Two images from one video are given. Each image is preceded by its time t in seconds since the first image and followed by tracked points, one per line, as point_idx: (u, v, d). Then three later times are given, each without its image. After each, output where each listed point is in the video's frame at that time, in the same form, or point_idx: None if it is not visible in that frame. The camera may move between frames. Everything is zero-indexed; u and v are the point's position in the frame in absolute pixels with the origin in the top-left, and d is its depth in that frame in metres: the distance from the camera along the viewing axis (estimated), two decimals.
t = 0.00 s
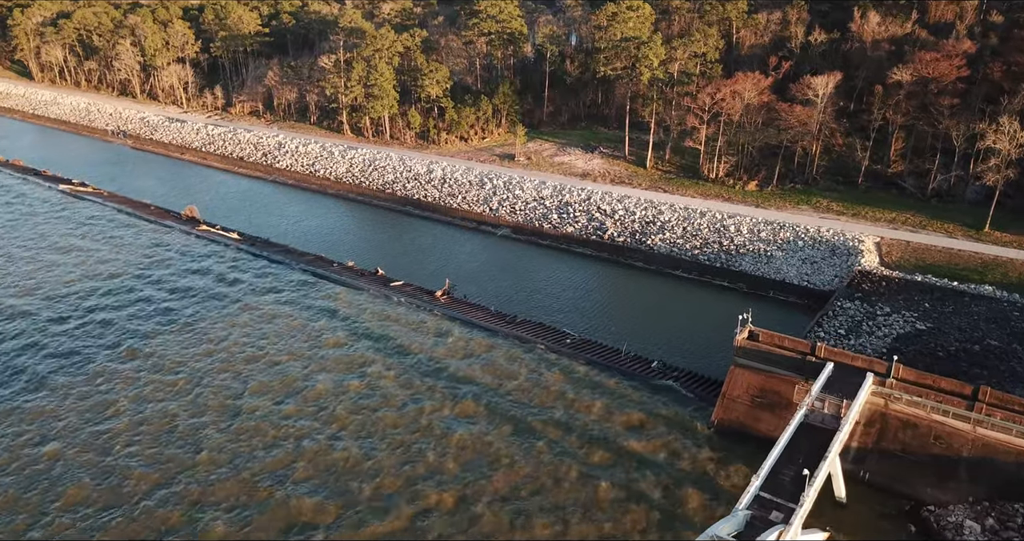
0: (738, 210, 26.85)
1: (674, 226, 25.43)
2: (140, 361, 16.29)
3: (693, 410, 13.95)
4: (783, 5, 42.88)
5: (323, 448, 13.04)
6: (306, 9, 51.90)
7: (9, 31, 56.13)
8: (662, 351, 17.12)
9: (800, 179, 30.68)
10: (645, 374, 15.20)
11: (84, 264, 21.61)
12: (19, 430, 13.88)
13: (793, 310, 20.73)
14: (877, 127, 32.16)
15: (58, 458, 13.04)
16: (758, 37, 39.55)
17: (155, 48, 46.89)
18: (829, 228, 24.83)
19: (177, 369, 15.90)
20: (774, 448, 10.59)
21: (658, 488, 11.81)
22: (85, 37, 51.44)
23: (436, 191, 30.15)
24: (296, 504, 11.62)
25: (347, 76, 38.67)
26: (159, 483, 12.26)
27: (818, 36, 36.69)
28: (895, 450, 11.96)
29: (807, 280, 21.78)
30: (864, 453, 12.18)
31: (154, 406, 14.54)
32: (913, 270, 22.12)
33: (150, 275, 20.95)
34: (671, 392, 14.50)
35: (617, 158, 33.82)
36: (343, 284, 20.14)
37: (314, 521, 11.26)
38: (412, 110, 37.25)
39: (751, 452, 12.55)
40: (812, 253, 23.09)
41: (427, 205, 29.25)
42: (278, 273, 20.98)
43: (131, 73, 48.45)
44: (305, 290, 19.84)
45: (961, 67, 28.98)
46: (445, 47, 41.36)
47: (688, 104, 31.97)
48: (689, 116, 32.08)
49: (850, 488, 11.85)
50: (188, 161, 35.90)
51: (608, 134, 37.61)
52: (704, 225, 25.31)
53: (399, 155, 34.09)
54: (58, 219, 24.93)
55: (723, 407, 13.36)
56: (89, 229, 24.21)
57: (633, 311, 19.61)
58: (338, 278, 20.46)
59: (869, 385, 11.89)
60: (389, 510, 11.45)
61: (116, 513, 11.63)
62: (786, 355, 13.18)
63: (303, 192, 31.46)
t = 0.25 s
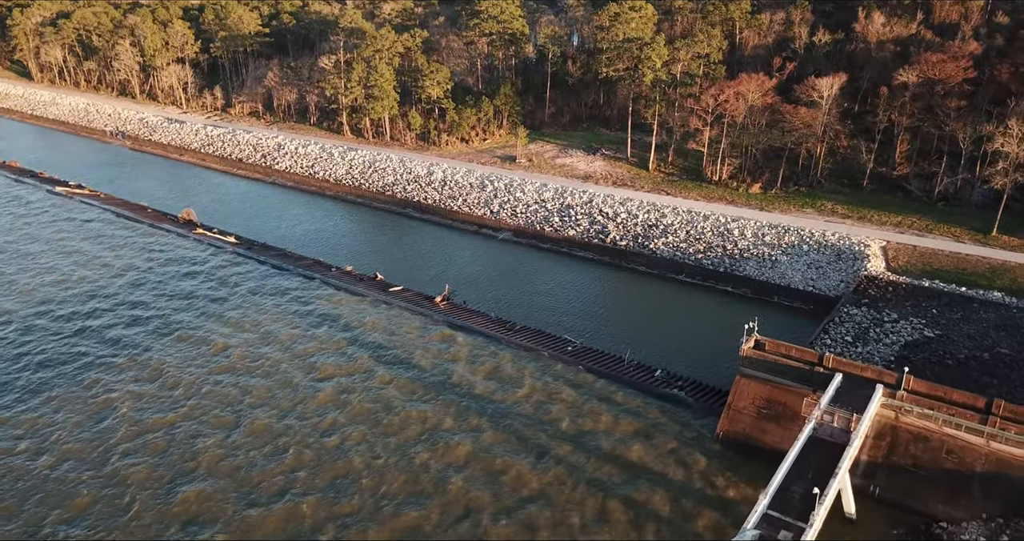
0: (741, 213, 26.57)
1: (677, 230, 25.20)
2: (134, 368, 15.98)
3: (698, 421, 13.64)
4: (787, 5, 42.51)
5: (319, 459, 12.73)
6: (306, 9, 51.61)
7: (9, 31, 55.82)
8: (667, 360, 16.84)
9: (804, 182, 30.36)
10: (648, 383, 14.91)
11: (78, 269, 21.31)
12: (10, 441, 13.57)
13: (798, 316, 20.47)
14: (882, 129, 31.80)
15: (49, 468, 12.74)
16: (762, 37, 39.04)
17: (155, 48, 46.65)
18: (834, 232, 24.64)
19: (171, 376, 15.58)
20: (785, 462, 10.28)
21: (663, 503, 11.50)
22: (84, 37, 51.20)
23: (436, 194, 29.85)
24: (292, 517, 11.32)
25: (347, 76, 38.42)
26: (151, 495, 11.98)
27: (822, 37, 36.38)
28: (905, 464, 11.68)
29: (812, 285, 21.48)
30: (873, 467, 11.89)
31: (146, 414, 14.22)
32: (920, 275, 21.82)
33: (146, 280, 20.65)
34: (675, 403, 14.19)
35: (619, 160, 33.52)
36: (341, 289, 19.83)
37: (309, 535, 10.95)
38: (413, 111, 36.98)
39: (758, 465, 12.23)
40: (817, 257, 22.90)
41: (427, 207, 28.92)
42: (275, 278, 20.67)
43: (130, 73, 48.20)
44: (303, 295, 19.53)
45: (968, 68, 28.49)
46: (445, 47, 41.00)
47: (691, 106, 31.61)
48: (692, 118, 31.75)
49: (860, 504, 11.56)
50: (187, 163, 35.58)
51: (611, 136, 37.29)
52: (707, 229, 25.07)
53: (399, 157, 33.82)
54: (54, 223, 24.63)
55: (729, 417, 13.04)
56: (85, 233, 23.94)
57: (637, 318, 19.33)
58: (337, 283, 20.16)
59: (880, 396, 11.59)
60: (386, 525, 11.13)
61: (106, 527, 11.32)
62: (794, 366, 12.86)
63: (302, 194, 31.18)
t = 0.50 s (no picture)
0: (746, 217, 26.27)
1: (680, 234, 24.90)
2: (126, 376, 15.65)
3: (704, 434, 13.31)
4: (791, 6, 42.14)
5: (314, 472, 12.39)
6: (307, 9, 51.33)
7: (8, 31, 55.53)
8: (671, 371, 16.57)
9: (809, 185, 29.98)
10: (653, 394, 14.57)
11: (72, 274, 20.98)
12: None
13: (804, 322, 20.13)
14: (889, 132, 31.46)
15: (38, 481, 12.43)
16: (766, 38, 38.85)
17: (155, 48, 46.41)
18: (840, 236, 24.30)
19: (165, 384, 15.26)
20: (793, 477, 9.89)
21: (668, 519, 11.18)
22: (83, 37, 50.94)
23: (437, 196, 29.54)
24: (287, 533, 11.01)
25: (347, 77, 38.15)
26: (142, 509, 11.67)
27: (826, 38, 36.03)
28: (917, 480, 11.32)
29: (818, 291, 21.16)
30: (884, 483, 11.52)
31: (138, 425, 13.89)
32: (927, 280, 21.48)
33: (141, 284, 20.32)
34: (679, 415, 13.88)
35: (621, 162, 33.21)
36: (339, 294, 19.54)
37: None
38: (413, 112, 36.69)
39: (766, 480, 11.90)
40: (823, 262, 22.58)
41: (427, 210, 28.60)
42: (272, 283, 20.34)
43: (130, 74, 47.94)
44: (301, 301, 19.22)
45: (975, 70, 28.21)
46: (446, 48, 40.70)
47: (694, 108, 31.26)
48: (695, 120, 31.41)
49: (871, 521, 11.23)
50: (185, 165, 35.25)
51: (613, 138, 36.96)
52: (711, 232, 24.76)
53: (399, 158, 33.52)
54: (50, 226, 24.32)
55: (735, 430, 12.78)
56: (81, 236, 23.63)
57: (640, 325, 19.05)
58: (335, 288, 19.86)
59: (890, 410, 11.29)
60: None
61: None
62: (802, 378, 12.56)
63: (301, 196, 30.88)
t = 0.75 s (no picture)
0: (750, 220, 25.95)
1: (684, 237, 24.58)
2: (119, 384, 15.29)
3: (709, 447, 12.97)
4: (795, 6, 41.75)
5: (309, 485, 12.06)
6: (308, 9, 51.00)
7: (7, 30, 55.19)
8: (676, 381, 16.21)
9: (814, 188, 29.61)
10: (657, 404, 14.28)
11: (65, 278, 20.60)
12: None
13: (810, 330, 19.80)
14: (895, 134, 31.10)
15: (26, 494, 12.11)
16: (770, 39, 38.55)
17: (154, 48, 46.12)
18: (846, 240, 23.97)
19: (158, 393, 14.90)
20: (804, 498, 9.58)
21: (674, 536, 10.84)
22: (83, 37, 50.64)
23: (437, 199, 29.20)
24: None
25: (347, 78, 37.85)
26: (133, 523, 11.35)
27: (831, 38, 35.64)
28: (930, 496, 11.00)
29: (824, 296, 20.85)
30: (897, 499, 11.23)
31: (130, 436, 13.54)
32: (935, 286, 21.12)
33: (135, 290, 19.94)
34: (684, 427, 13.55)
35: (624, 164, 32.86)
36: (338, 298, 19.20)
37: None
38: (414, 113, 36.36)
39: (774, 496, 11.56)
40: (829, 267, 22.26)
41: (427, 213, 28.24)
42: (269, 288, 19.98)
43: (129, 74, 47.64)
44: (297, 306, 18.87)
45: (983, 71, 27.88)
46: (448, 49, 40.35)
47: (698, 110, 30.92)
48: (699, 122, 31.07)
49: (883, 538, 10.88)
50: (183, 166, 34.89)
51: (615, 139, 36.62)
52: (715, 236, 24.45)
53: (400, 160, 33.19)
54: (44, 229, 23.98)
55: (742, 444, 12.42)
56: (75, 240, 23.26)
57: (644, 333, 18.71)
58: (334, 293, 19.51)
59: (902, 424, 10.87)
60: None
61: None
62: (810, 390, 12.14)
63: (300, 198, 30.55)
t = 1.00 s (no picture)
0: (756, 225, 25.64)
1: (689, 242, 24.26)
2: (113, 394, 14.94)
3: (717, 462, 12.61)
4: (800, 7, 41.34)
5: (305, 500, 11.73)
6: (310, 9, 50.72)
7: (8, 31, 54.99)
8: (684, 392, 15.87)
9: (821, 191, 29.20)
10: (663, 416, 13.93)
11: (60, 283, 20.26)
12: None
13: (818, 338, 19.45)
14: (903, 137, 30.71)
15: (15, 508, 11.80)
16: (775, 40, 38.20)
17: (155, 49, 45.90)
18: (854, 245, 23.62)
19: (153, 404, 14.55)
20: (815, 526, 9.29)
21: None
22: (84, 37, 50.42)
23: (439, 202, 28.87)
24: None
25: (349, 79, 37.57)
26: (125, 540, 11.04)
27: (838, 39, 35.24)
28: (947, 516, 10.62)
29: (832, 303, 20.53)
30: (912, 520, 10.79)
31: (123, 449, 13.19)
32: (946, 292, 20.73)
33: (130, 295, 19.58)
34: (691, 441, 13.19)
35: (628, 167, 32.51)
36: (336, 305, 18.85)
37: None
38: (416, 115, 36.07)
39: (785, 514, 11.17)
40: (837, 273, 21.95)
41: (429, 216, 27.91)
42: (267, 294, 19.65)
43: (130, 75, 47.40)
44: (296, 313, 18.53)
45: (993, 74, 27.52)
46: (450, 49, 40.03)
47: (704, 112, 30.55)
48: (705, 124, 30.71)
49: None
50: (184, 167, 34.57)
51: (619, 141, 36.25)
52: (721, 241, 24.15)
53: (401, 162, 32.88)
54: (40, 233, 23.65)
55: (751, 459, 11.97)
56: (71, 244, 22.91)
57: (650, 341, 18.36)
58: (332, 300, 19.15)
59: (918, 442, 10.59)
60: None
61: None
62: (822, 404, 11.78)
63: (300, 200, 30.25)
